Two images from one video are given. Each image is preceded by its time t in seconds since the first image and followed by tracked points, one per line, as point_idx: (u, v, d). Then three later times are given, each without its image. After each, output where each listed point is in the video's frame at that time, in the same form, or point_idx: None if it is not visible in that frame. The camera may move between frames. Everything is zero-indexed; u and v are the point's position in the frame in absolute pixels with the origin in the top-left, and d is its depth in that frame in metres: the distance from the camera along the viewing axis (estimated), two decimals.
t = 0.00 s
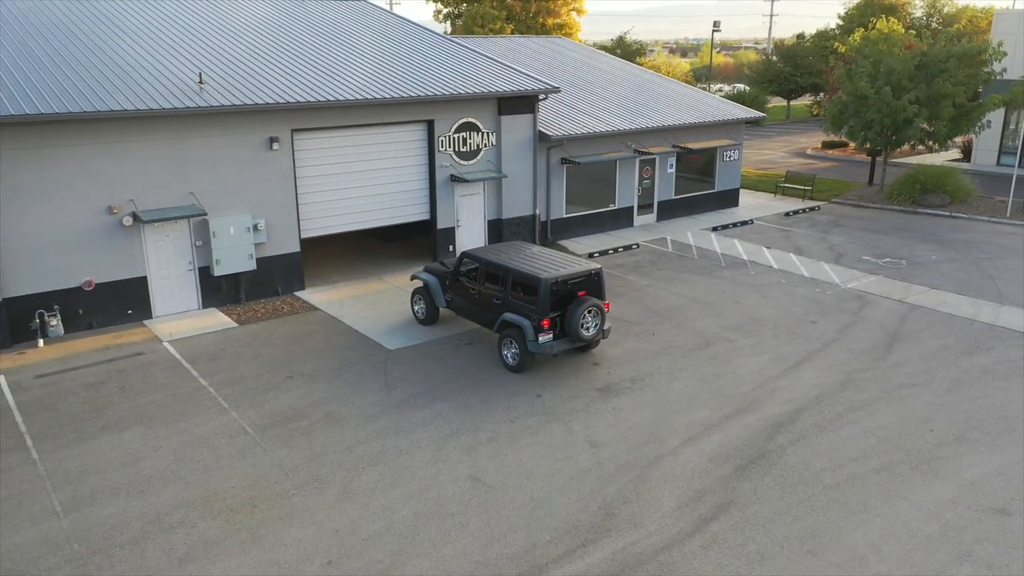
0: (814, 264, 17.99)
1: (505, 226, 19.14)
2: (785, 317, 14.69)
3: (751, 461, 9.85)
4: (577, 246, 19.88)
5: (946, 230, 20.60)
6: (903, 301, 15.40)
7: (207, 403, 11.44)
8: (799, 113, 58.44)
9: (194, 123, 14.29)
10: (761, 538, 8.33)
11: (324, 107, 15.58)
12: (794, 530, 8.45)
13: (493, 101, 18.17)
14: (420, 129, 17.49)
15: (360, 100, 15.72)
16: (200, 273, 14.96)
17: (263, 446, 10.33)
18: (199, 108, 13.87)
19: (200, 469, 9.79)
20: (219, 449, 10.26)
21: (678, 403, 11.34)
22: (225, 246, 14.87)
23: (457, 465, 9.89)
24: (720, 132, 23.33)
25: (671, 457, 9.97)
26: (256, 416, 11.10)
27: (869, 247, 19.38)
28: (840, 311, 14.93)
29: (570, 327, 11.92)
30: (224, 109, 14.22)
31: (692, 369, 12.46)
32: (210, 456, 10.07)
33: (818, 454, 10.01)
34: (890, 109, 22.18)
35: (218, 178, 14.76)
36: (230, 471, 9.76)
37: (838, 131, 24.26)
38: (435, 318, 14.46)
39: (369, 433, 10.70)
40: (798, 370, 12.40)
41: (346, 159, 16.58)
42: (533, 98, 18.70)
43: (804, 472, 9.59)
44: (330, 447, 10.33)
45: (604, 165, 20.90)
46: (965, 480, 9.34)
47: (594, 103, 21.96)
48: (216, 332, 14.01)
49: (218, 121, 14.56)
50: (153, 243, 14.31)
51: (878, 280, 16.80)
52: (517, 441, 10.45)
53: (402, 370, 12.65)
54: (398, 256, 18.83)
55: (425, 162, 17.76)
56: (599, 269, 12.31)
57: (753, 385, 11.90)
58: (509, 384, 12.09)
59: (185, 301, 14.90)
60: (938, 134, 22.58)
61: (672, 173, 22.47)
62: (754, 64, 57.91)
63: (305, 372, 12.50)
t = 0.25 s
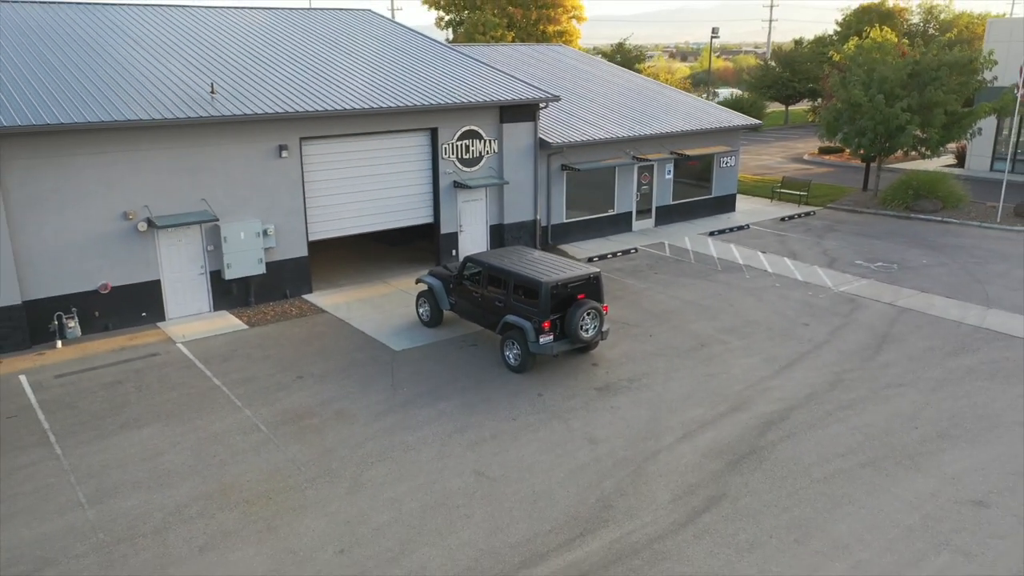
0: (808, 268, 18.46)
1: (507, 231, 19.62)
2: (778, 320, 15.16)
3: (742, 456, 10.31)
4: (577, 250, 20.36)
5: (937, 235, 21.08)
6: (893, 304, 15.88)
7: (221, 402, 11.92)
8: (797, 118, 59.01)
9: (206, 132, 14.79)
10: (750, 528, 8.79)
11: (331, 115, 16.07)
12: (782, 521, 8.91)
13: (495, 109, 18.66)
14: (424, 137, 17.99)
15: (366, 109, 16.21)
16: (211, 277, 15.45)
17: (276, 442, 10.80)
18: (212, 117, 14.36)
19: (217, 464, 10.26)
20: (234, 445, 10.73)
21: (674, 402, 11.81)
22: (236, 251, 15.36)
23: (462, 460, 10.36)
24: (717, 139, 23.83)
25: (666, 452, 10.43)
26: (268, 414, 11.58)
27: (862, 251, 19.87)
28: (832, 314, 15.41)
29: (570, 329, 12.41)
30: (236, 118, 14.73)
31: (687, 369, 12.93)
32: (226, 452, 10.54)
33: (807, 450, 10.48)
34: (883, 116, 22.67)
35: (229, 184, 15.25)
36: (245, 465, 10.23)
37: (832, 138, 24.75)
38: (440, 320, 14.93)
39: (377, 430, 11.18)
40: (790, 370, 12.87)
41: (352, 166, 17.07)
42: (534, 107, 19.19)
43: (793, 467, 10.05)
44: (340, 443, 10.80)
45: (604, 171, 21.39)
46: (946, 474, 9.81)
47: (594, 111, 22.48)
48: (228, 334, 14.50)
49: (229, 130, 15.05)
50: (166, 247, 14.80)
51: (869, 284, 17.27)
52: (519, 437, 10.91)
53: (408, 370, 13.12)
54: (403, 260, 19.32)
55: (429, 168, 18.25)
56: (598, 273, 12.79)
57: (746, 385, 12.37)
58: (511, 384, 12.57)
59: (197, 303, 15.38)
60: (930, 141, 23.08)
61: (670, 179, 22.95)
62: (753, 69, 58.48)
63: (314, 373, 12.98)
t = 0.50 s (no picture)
0: (802, 273, 19.01)
1: (509, 236, 20.18)
2: (771, 322, 15.70)
3: (734, 451, 10.85)
4: (578, 255, 20.92)
5: (929, 240, 21.62)
6: (883, 307, 16.42)
7: (237, 400, 12.48)
8: (797, 124, 59.61)
9: (220, 141, 15.37)
10: (740, 517, 9.33)
11: (340, 125, 16.65)
12: (770, 511, 9.45)
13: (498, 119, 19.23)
14: (429, 145, 18.56)
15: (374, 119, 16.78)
16: (224, 281, 16.02)
17: (291, 438, 11.36)
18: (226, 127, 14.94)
19: (235, 458, 10.82)
20: (251, 440, 11.28)
21: (669, 400, 12.35)
22: (248, 255, 15.93)
23: (467, 455, 10.90)
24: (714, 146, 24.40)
25: (662, 447, 10.98)
26: (282, 412, 12.14)
27: (855, 256, 20.41)
28: (823, 317, 15.94)
29: (570, 331, 12.96)
30: (249, 128, 15.31)
31: (683, 370, 13.47)
32: (243, 447, 11.10)
33: (796, 445, 11.01)
34: (876, 124, 23.22)
35: (242, 192, 15.83)
36: (261, 459, 10.78)
37: (827, 145, 25.30)
38: (445, 323, 15.48)
39: (386, 426, 11.73)
40: (781, 370, 13.41)
41: (360, 174, 17.63)
42: (535, 116, 19.76)
43: (782, 461, 10.59)
44: (351, 439, 11.35)
45: (604, 178, 21.95)
46: (927, 468, 10.34)
47: (595, 119, 23.05)
48: (241, 336, 15.06)
49: (242, 140, 15.63)
50: (182, 252, 15.37)
51: (861, 287, 17.81)
52: (522, 433, 11.46)
53: (415, 371, 13.67)
54: (408, 265, 19.88)
55: (434, 175, 18.82)
56: (597, 277, 13.34)
57: (739, 384, 12.91)
58: (514, 383, 13.11)
59: (210, 306, 15.95)
60: (922, 148, 23.64)
61: (668, 186, 23.50)
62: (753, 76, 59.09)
63: (325, 372, 13.53)
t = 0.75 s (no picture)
0: (795, 276, 19.51)
1: (510, 241, 20.69)
2: (765, 324, 16.20)
3: (726, 447, 11.34)
4: (577, 259, 21.42)
5: (920, 244, 22.13)
6: (873, 310, 16.92)
7: (249, 399, 12.97)
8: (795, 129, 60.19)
9: (231, 149, 15.89)
10: (730, 509, 9.81)
11: (346, 134, 17.16)
12: (759, 503, 9.94)
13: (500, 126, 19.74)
14: (433, 152, 19.07)
15: (379, 127, 17.30)
16: (234, 284, 16.53)
17: (302, 435, 11.85)
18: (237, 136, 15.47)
19: (248, 454, 11.32)
20: (263, 437, 11.78)
21: (665, 399, 12.84)
22: (258, 260, 16.44)
23: (470, 451, 11.39)
24: (711, 153, 24.91)
25: (657, 444, 11.47)
26: (292, 410, 12.63)
27: (847, 260, 20.91)
28: (815, 319, 16.44)
29: (569, 332, 13.46)
30: (259, 137, 15.83)
31: (678, 370, 13.96)
32: (256, 444, 11.59)
33: (785, 441, 11.50)
34: (869, 131, 23.75)
35: (252, 198, 16.35)
36: (273, 455, 11.27)
37: (821, 151, 25.82)
38: (448, 325, 15.97)
39: (393, 424, 12.22)
40: (773, 371, 13.90)
41: (365, 180, 18.14)
42: (536, 123, 20.28)
43: (772, 456, 11.08)
44: (359, 436, 11.84)
45: (602, 184, 22.46)
46: (910, 463, 10.83)
47: (594, 127, 23.58)
48: (251, 338, 15.56)
49: (252, 148, 16.15)
50: (194, 257, 15.88)
51: (852, 291, 18.31)
52: (522, 431, 11.95)
53: (419, 371, 14.17)
54: (412, 268, 20.39)
55: (437, 182, 19.34)
56: (595, 281, 13.84)
57: (732, 383, 13.39)
58: (515, 383, 13.60)
59: (221, 309, 16.46)
60: (914, 155, 24.16)
61: (665, 191, 24.01)
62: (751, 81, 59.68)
63: (333, 373, 14.03)
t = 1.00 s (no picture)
0: (786, 280, 20.12)
1: (509, 246, 21.30)
2: (755, 326, 16.81)
3: (715, 442, 11.93)
4: (574, 263, 22.03)
5: (908, 249, 22.76)
6: (860, 312, 17.54)
7: (261, 397, 13.57)
8: (790, 134, 60.83)
9: (241, 158, 16.50)
10: (718, 499, 10.41)
11: (352, 142, 17.77)
12: (745, 493, 10.53)
13: (500, 135, 20.36)
14: (435, 160, 19.68)
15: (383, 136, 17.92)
16: (243, 288, 17.13)
17: (311, 431, 12.44)
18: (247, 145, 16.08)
19: (262, 448, 11.90)
20: (275, 433, 12.36)
21: (658, 397, 13.44)
22: (266, 264, 17.04)
23: (473, 446, 11.98)
24: (705, 160, 25.55)
25: (650, 439, 12.06)
26: (302, 408, 13.22)
27: (837, 264, 21.53)
28: (804, 321, 17.04)
29: (567, 333, 14.06)
30: (268, 146, 16.44)
31: (671, 369, 14.56)
32: (268, 439, 12.18)
33: (771, 437, 12.10)
34: (858, 139, 24.40)
35: (261, 204, 16.95)
36: (285, 450, 11.86)
37: (813, 158, 26.46)
38: (450, 327, 16.56)
39: (398, 421, 12.80)
40: (762, 370, 14.50)
41: (370, 187, 18.74)
42: (535, 132, 20.90)
43: (759, 451, 11.68)
44: (367, 432, 12.43)
45: (599, 190, 23.08)
46: (889, 457, 11.43)
47: (591, 134, 24.22)
48: (260, 339, 16.15)
49: (261, 157, 16.76)
50: (205, 261, 16.48)
51: (841, 294, 18.93)
52: (522, 427, 12.54)
53: (423, 371, 14.77)
54: (414, 272, 20.99)
55: (439, 188, 19.94)
56: (591, 284, 14.45)
57: (722, 382, 13.99)
58: (515, 382, 14.19)
59: (230, 311, 17.05)
60: (903, 161, 24.80)
61: (661, 197, 24.62)
62: (747, 86, 60.34)
63: (340, 373, 14.63)
